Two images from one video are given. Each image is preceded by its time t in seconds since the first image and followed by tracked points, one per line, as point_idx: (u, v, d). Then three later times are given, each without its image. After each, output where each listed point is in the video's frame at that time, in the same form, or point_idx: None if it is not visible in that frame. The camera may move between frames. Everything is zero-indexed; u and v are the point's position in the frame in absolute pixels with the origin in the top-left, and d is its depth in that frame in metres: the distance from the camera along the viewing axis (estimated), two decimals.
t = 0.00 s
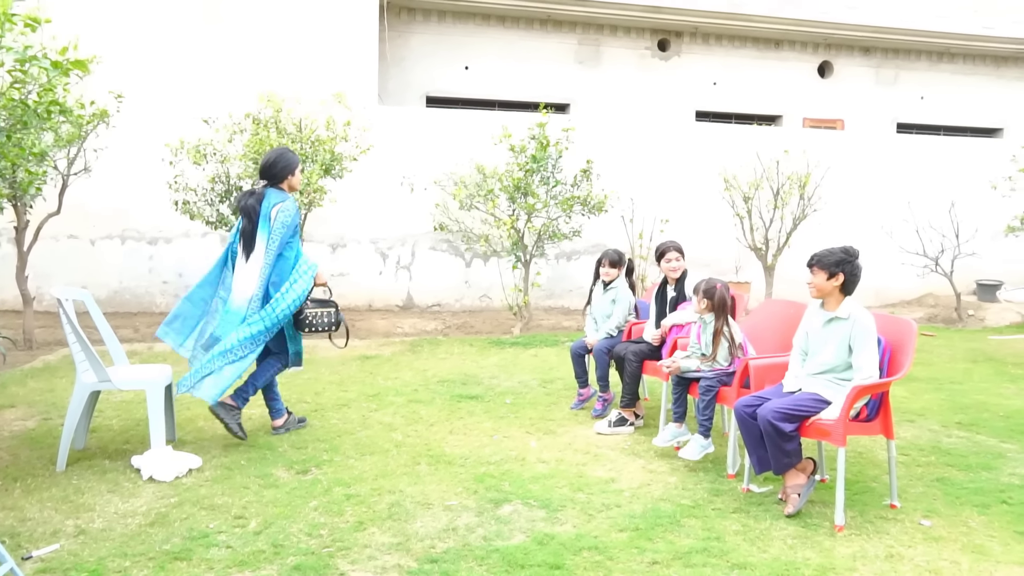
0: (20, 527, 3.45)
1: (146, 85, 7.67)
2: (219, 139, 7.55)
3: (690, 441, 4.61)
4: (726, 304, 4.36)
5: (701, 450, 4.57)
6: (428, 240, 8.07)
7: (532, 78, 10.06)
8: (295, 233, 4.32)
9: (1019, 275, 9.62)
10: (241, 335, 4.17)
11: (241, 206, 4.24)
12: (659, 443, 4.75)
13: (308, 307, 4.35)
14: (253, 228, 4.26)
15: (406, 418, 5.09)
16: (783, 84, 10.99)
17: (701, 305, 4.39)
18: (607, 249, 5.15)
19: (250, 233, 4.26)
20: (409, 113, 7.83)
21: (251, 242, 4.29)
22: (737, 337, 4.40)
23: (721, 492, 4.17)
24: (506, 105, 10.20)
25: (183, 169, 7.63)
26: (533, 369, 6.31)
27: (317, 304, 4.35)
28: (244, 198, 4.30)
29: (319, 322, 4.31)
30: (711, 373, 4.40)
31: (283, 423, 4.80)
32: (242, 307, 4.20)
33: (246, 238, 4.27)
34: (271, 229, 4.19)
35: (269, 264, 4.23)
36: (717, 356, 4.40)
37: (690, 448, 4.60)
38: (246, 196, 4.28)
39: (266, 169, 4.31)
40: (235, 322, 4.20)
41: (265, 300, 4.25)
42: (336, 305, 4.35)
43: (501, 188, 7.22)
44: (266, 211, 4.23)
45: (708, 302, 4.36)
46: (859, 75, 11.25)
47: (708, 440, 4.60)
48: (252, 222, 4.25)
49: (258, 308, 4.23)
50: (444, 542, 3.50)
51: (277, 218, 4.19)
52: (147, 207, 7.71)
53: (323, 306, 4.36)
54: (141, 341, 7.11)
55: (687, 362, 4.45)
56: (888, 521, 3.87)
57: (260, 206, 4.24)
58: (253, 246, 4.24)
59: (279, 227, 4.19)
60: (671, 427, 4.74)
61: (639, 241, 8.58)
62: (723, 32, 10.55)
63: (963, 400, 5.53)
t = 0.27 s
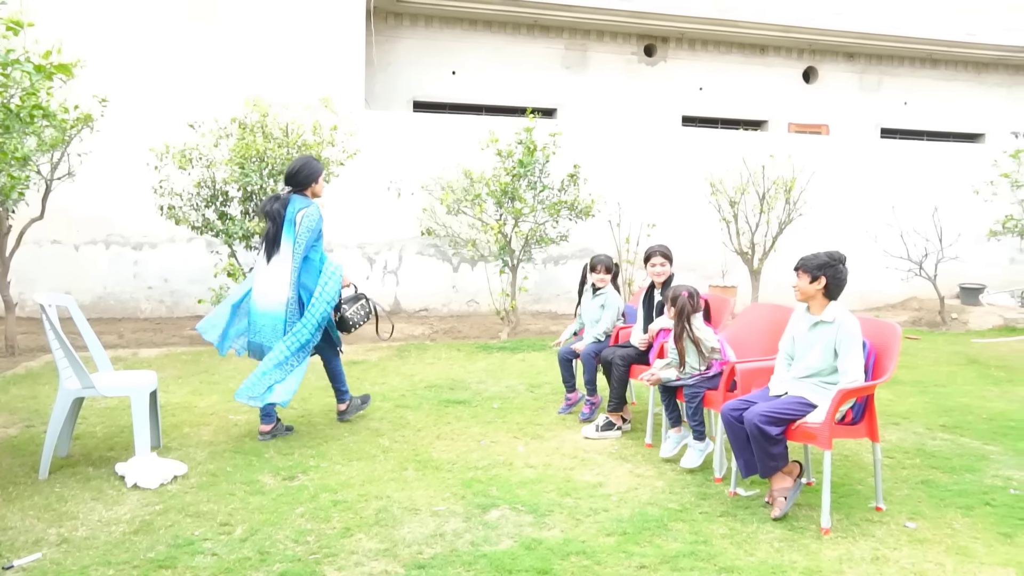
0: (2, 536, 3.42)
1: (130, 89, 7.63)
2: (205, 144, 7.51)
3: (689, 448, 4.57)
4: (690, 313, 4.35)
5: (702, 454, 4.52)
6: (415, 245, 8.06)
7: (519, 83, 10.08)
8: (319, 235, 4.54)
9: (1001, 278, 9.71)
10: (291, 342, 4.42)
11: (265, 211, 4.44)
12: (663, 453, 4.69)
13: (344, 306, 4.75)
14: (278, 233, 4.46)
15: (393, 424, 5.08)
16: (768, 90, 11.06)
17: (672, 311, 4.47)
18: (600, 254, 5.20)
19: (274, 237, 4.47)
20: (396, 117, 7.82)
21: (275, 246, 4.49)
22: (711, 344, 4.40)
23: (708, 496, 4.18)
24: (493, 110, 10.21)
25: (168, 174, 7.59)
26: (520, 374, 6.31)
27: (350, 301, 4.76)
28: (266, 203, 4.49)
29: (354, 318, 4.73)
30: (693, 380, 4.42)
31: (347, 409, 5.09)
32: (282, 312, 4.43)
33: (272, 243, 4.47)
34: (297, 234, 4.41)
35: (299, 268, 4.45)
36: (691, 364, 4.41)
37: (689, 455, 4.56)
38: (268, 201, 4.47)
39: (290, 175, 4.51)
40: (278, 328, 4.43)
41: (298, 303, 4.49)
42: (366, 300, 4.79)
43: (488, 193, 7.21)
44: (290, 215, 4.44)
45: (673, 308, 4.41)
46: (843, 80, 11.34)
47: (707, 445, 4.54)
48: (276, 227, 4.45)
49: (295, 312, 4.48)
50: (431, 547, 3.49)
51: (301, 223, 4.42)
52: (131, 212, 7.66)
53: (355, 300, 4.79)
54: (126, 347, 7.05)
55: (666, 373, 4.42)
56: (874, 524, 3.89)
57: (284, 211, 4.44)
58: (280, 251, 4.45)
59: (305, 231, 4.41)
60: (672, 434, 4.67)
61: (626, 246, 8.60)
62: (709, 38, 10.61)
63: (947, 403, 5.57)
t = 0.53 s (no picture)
0: None
1: (112, 93, 7.59)
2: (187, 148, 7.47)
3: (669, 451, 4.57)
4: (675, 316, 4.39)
5: (681, 457, 4.53)
6: (400, 249, 8.05)
7: (504, 87, 10.09)
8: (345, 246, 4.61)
9: (981, 281, 9.83)
10: (314, 354, 4.50)
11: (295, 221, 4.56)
12: (637, 455, 4.68)
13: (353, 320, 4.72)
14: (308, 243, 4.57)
15: (378, 428, 5.06)
16: (751, 94, 11.14)
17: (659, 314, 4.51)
18: (590, 258, 5.22)
19: (304, 247, 4.58)
20: (381, 121, 7.81)
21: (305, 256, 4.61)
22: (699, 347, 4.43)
23: (693, 499, 4.20)
24: (478, 114, 10.22)
25: (150, 178, 7.54)
26: (506, 378, 6.30)
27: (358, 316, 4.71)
28: (298, 214, 4.61)
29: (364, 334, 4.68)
30: (678, 382, 4.41)
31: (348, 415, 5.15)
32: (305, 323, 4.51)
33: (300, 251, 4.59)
34: (323, 244, 4.51)
35: (324, 278, 4.54)
36: (675, 365, 4.42)
37: (670, 458, 4.55)
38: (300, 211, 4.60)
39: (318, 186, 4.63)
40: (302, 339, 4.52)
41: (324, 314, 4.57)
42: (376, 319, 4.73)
43: (473, 197, 7.21)
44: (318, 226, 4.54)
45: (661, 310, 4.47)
46: (825, 85, 11.44)
47: (687, 448, 4.54)
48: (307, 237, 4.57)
49: (320, 323, 4.56)
50: (416, 552, 3.48)
51: (327, 234, 4.50)
52: (113, 216, 7.60)
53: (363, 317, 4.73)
54: (107, 352, 6.99)
55: (648, 374, 4.46)
56: (857, 525, 3.92)
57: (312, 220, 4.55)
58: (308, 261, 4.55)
59: (331, 242, 4.49)
60: (648, 437, 4.70)
61: (611, 249, 8.63)
62: (692, 43, 10.67)
63: (929, 404, 5.62)
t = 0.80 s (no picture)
0: None
1: (91, 95, 7.51)
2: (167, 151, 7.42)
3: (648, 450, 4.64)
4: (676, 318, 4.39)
5: (659, 459, 4.59)
6: (383, 253, 8.01)
7: (487, 90, 10.10)
8: (369, 244, 4.98)
9: (959, 283, 9.95)
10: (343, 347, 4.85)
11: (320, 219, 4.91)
12: (617, 455, 4.77)
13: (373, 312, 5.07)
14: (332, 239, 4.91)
15: (361, 433, 5.03)
16: (732, 98, 11.21)
17: (653, 317, 4.45)
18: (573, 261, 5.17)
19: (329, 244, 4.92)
20: (363, 124, 7.79)
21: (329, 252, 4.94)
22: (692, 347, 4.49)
23: (676, 501, 4.22)
24: (461, 118, 10.22)
25: (130, 181, 7.47)
26: (489, 382, 6.30)
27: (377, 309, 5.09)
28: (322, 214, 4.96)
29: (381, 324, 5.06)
30: (667, 382, 4.45)
31: (363, 404, 5.41)
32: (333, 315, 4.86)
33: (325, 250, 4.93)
34: (349, 242, 4.87)
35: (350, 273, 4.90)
36: (670, 366, 4.46)
37: (648, 458, 4.62)
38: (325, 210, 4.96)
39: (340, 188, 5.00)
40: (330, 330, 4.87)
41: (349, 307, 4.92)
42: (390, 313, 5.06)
43: (456, 200, 7.19)
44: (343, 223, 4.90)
45: (659, 314, 4.42)
46: (805, 89, 11.54)
47: (666, 449, 4.61)
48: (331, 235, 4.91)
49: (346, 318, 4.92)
50: (400, 557, 3.47)
51: (354, 232, 4.87)
52: (91, 219, 7.52)
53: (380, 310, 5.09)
54: (85, 357, 6.90)
55: (641, 372, 4.49)
56: (838, 525, 3.95)
57: (336, 220, 4.90)
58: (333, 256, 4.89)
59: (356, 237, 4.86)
60: (629, 437, 4.77)
61: (594, 253, 8.64)
62: (674, 47, 10.73)
63: (908, 405, 5.67)
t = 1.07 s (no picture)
0: None
1: (64, 98, 7.42)
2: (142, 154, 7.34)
3: (631, 455, 4.61)
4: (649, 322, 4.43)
5: (643, 463, 4.56)
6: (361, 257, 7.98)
7: (465, 94, 10.09)
8: (388, 250, 5.15)
9: (932, 285, 10.10)
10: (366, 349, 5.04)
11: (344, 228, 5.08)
12: (599, 458, 4.78)
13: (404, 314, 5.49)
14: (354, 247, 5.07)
15: (340, 438, 5.00)
16: (709, 103, 11.30)
17: (625, 322, 4.47)
18: (553, 266, 5.26)
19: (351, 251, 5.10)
20: (341, 127, 7.76)
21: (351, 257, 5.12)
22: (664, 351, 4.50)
23: (655, 503, 4.23)
24: (440, 121, 10.20)
25: (104, 185, 7.38)
26: (469, 385, 6.28)
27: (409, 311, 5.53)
28: (346, 223, 5.15)
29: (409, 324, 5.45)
30: (641, 387, 4.47)
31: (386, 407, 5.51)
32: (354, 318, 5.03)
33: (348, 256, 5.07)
34: (372, 249, 5.01)
35: (372, 279, 5.06)
36: (643, 372, 4.47)
37: (632, 463, 4.59)
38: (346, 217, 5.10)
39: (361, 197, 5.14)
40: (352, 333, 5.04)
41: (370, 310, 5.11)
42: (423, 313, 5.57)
43: (435, 204, 7.17)
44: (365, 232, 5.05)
45: (630, 319, 4.44)
46: (781, 94, 11.65)
47: (649, 452, 4.57)
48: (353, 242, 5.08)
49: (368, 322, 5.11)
50: (378, 562, 3.45)
51: (375, 239, 5.02)
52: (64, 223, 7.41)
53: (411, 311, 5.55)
54: (58, 364, 6.80)
55: (616, 378, 4.49)
56: (815, 526, 3.99)
57: (360, 228, 5.05)
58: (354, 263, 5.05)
59: (377, 246, 5.01)
60: (611, 441, 4.78)
61: (573, 256, 8.66)
62: (652, 52, 10.79)
63: (883, 406, 5.74)
